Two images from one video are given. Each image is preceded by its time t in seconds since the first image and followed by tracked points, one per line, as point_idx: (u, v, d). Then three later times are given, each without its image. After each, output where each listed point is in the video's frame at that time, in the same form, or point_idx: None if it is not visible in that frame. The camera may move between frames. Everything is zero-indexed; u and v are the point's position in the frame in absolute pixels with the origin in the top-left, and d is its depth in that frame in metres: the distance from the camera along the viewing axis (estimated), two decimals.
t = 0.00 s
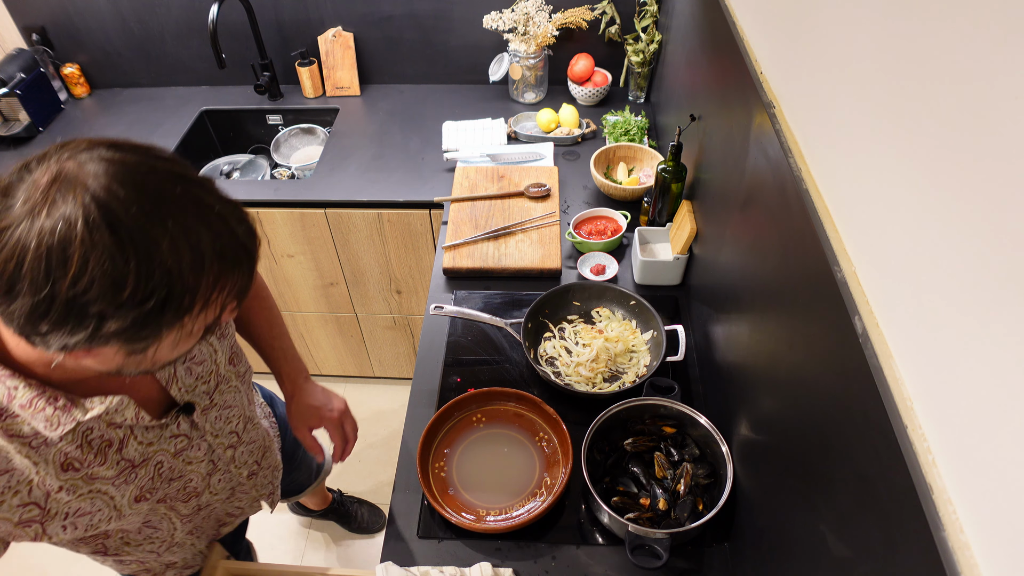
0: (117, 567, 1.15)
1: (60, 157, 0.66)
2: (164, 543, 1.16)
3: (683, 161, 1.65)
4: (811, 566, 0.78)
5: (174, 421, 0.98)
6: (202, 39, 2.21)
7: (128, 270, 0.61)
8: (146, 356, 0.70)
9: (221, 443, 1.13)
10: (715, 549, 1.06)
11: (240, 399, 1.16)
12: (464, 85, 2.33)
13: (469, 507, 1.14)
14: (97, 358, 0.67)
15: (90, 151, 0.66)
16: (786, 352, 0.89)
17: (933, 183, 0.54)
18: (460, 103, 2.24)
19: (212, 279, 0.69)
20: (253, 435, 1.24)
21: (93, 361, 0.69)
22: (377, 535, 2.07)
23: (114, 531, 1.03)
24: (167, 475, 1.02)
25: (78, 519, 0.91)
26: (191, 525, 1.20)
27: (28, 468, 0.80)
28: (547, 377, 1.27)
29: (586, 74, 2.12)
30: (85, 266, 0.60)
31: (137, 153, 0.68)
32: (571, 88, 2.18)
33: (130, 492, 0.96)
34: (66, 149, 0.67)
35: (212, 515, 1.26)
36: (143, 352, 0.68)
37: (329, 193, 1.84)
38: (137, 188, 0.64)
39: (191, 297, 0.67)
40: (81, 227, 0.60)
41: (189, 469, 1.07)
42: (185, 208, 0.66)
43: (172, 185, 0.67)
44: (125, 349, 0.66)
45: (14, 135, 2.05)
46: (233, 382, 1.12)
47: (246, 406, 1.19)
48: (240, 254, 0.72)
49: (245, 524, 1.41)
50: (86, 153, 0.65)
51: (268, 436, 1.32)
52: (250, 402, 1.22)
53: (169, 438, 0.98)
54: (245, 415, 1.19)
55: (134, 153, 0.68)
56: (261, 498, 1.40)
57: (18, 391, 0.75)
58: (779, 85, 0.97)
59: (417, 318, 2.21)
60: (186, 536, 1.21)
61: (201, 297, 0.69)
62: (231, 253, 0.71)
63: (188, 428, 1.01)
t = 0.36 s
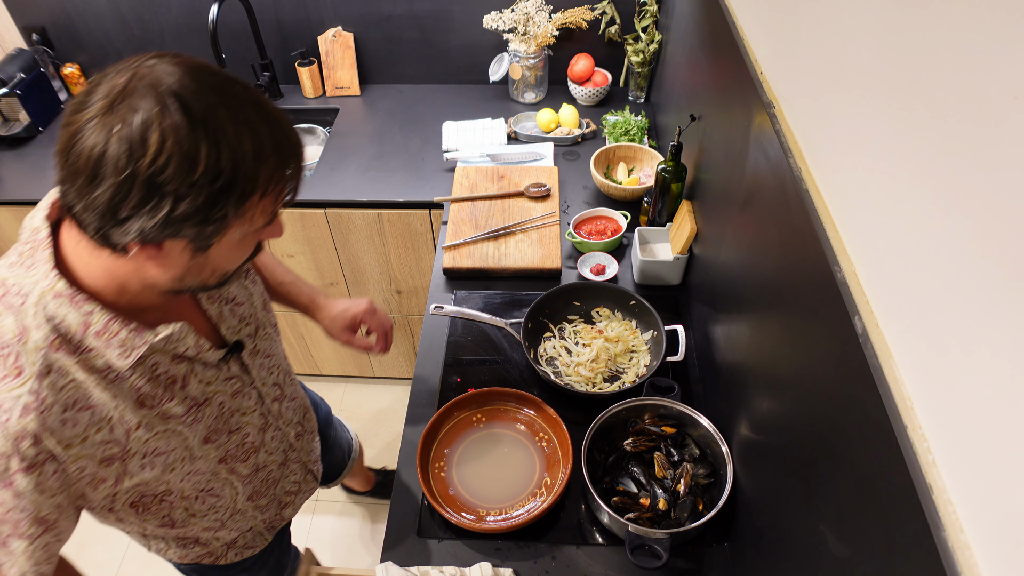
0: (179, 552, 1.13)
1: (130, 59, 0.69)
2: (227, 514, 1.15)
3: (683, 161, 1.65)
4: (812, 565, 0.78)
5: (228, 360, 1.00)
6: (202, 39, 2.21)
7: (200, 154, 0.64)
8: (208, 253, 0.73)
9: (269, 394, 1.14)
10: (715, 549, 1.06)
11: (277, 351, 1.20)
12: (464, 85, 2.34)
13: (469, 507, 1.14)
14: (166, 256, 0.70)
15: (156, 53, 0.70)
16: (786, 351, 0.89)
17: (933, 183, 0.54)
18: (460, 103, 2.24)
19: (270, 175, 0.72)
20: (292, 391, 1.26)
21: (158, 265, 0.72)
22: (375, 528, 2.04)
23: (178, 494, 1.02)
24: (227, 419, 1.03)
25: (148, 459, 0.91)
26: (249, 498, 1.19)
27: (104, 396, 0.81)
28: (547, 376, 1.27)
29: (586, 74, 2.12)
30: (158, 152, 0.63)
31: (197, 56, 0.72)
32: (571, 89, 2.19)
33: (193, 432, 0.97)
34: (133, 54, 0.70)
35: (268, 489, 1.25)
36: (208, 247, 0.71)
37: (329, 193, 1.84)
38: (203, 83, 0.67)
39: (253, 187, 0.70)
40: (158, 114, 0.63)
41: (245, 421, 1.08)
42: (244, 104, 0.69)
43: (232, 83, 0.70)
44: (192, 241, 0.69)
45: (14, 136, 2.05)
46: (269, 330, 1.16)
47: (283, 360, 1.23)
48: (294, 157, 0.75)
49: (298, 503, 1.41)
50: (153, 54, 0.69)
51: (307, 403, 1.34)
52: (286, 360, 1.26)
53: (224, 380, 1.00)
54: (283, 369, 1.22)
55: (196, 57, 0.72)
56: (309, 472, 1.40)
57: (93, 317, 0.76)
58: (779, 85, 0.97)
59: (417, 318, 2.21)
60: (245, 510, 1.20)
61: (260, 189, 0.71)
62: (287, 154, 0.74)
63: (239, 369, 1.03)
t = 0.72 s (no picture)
0: (232, 462, 1.12)
1: None
2: (286, 430, 1.14)
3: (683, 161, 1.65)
4: (812, 565, 0.78)
5: (320, 265, 1.04)
6: (202, 39, 2.21)
7: (348, 59, 0.70)
8: (330, 154, 0.77)
9: (341, 314, 1.16)
10: (715, 549, 1.06)
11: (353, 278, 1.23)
12: (464, 85, 2.34)
13: (469, 507, 1.14)
14: (295, 145, 0.76)
15: None
16: (787, 352, 0.89)
17: (933, 181, 0.54)
18: (460, 103, 2.24)
19: (398, 101, 0.75)
20: (357, 320, 1.27)
21: (287, 151, 0.78)
22: (373, 527, 2.04)
23: (251, 393, 1.02)
24: (307, 323, 1.05)
25: (242, 346, 0.93)
26: (308, 417, 1.19)
27: (226, 269, 0.85)
28: (547, 376, 1.27)
29: (586, 74, 2.12)
30: (315, 49, 0.70)
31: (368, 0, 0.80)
32: (571, 89, 2.19)
33: (280, 327, 0.99)
34: None
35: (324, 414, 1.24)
36: (330, 147, 0.74)
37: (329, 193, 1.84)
38: (366, 11, 0.74)
39: (381, 102, 0.73)
40: (324, 27, 0.71)
41: (319, 332, 1.09)
42: (394, 36, 0.75)
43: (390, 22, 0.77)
44: (319, 138, 0.73)
45: (14, 136, 2.05)
46: (348, 256, 1.20)
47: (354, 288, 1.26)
48: (423, 95, 0.79)
49: (349, 447, 1.38)
50: None
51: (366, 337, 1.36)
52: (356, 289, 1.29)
53: (313, 284, 1.03)
54: (354, 296, 1.24)
55: None
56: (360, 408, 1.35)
57: (232, 192, 0.83)
58: (779, 84, 0.97)
59: (417, 318, 2.21)
60: (304, 430, 1.19)
61: (386, 111, 0.75)
62: (418, 91, 0.77)
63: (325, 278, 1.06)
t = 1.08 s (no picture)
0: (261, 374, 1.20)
1: None
2: (319, 348, 1.27)
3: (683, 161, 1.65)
4: (812, 565, 0.78)
5: (382, 205, 1.22)
6: (202, 39, 2.21)
7: (448, 51, 0.87)
8: (401, 112, 0.95)
9: (385, 253, 1.33)
10: (715, 549, 1.06)
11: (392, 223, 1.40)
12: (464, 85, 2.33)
13: (469, 507, 1.14)
14: (381, 92, 0.93)
15: None
16: (786, 352, 0.89)
17: (932, 180, 0.54)
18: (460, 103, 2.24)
19: (471, 100, 0.93)
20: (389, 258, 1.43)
21: (376, 95, 0.95)
22: (374, 527, 2.04)
23: (303, 309, 1.17)
24: (359, 255, 1.22)
25: (313, 264, 1.10)
26: (338, 338, 1.32)
27: (318, 189, 1.03)
28: (547, 376, 1.27)
29: (586, 74, 2.12)
30: (430, 32, 0.87)
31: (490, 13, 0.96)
32: (571, 89, 2.19)
33: (341, 254, 1.16)
34: None
35: (347, 340, 1.37)
36: (404, 106, 0.93)
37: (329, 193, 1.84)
38: (480, 20, 0.92)
39: (457, 94, 0.91)
40: (443, 18, 0.88)
41: (365, 264, 1.26)
42: (495, 49, 0.93)
43: (495, 36, 0.94)
44: (399, 93, 0.91)
45: (14, 136, 2.05)
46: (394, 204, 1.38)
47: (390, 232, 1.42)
48: (497, 105, 0.97)
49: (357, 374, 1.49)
50: None
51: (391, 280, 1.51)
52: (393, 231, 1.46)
53: (372, 219, 1.21)
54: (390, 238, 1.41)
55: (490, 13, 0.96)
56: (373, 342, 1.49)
57: (337, 121, 1.00)
58: (779, 85, 0.97)
59: (417, 318, 2.21)
60: (330, 351, 1.32)
61: (457, 102, 0.92)
62: (492, 101, 0.95)
63: (381, 219, 1.25)
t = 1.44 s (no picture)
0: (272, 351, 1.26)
1: None
2: (327, 328, 1.29)
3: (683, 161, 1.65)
4: (812, 565, 0.78)
5: (405, 191, 1.24)
6: (202, 39, 2.21)
7: (475, 53, 0.89)
8: (424, 106, 0.96)
9: (401, 239, 1.34)
10: (715, 549, 1.06)
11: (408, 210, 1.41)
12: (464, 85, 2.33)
13: (469, 507, 1.14)
14: (407, 85, 0.95)
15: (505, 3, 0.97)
16: (786, 352, 0.89)
17: (932, 180, 0.54)
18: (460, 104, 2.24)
19: (492, 102, 0.94)
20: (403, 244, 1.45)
21: (403, 87, 0.97)
22: (374, 527, 2.04)
23: (321, 290, 1.19)
24: (378, 241, 1.23)
25: (335, 247, 1.11)
26: (349, 320, 1.33)
27: (344, 175, 1.04)
28: (547, 376, 1.27)
29: (586, 74, 2.13)
30: (459, 31, 0.89)
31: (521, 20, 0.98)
32: (571, 89, 2.19)
33: (360, 238, 1.17)
34: None
35: (357, 323, 1.38)
36: (426, 100, 0.94)
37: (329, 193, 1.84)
38: (510, 25, 0.93)
39: (477, 96, 0.93)
40: (473, 20, 0.90)
41: (383, 249, 1.27)
42: (523, 54, 0.94)
43: (521, 40, 0.95)
44: (423, 87, 0.93)
45: (14, 135, 2.05)
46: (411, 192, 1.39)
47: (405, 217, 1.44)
48: (516, 108, 0.98)
49: (365, 356, 1.50)
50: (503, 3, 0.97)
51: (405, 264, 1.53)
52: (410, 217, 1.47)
53: (394, 204, 1.23)
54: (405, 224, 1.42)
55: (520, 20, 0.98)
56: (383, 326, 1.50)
57: (366, 109, 1.01)
58: (779, 84, 0.97)
59: (417, 318, 2.21)
60: (340, 333, 1.34)
61: (477, 102, 0.94)
62: (512, 105, 0.97)
63: (401, 206, 1.26)
